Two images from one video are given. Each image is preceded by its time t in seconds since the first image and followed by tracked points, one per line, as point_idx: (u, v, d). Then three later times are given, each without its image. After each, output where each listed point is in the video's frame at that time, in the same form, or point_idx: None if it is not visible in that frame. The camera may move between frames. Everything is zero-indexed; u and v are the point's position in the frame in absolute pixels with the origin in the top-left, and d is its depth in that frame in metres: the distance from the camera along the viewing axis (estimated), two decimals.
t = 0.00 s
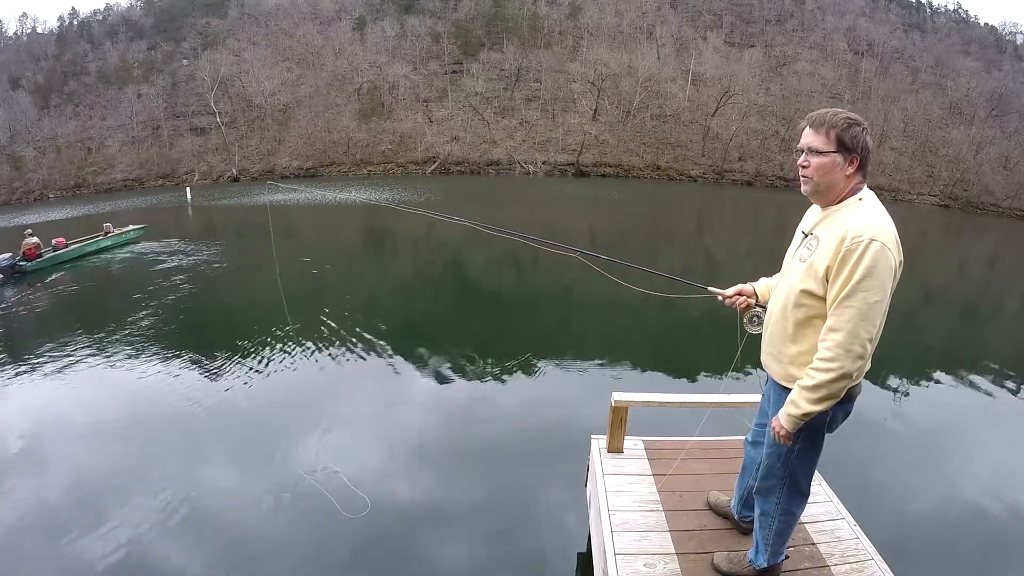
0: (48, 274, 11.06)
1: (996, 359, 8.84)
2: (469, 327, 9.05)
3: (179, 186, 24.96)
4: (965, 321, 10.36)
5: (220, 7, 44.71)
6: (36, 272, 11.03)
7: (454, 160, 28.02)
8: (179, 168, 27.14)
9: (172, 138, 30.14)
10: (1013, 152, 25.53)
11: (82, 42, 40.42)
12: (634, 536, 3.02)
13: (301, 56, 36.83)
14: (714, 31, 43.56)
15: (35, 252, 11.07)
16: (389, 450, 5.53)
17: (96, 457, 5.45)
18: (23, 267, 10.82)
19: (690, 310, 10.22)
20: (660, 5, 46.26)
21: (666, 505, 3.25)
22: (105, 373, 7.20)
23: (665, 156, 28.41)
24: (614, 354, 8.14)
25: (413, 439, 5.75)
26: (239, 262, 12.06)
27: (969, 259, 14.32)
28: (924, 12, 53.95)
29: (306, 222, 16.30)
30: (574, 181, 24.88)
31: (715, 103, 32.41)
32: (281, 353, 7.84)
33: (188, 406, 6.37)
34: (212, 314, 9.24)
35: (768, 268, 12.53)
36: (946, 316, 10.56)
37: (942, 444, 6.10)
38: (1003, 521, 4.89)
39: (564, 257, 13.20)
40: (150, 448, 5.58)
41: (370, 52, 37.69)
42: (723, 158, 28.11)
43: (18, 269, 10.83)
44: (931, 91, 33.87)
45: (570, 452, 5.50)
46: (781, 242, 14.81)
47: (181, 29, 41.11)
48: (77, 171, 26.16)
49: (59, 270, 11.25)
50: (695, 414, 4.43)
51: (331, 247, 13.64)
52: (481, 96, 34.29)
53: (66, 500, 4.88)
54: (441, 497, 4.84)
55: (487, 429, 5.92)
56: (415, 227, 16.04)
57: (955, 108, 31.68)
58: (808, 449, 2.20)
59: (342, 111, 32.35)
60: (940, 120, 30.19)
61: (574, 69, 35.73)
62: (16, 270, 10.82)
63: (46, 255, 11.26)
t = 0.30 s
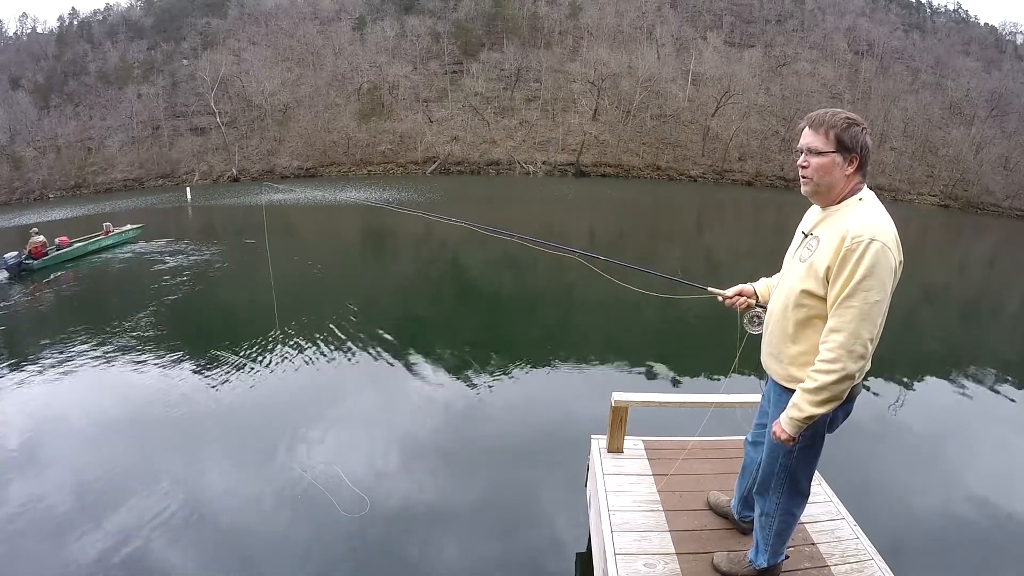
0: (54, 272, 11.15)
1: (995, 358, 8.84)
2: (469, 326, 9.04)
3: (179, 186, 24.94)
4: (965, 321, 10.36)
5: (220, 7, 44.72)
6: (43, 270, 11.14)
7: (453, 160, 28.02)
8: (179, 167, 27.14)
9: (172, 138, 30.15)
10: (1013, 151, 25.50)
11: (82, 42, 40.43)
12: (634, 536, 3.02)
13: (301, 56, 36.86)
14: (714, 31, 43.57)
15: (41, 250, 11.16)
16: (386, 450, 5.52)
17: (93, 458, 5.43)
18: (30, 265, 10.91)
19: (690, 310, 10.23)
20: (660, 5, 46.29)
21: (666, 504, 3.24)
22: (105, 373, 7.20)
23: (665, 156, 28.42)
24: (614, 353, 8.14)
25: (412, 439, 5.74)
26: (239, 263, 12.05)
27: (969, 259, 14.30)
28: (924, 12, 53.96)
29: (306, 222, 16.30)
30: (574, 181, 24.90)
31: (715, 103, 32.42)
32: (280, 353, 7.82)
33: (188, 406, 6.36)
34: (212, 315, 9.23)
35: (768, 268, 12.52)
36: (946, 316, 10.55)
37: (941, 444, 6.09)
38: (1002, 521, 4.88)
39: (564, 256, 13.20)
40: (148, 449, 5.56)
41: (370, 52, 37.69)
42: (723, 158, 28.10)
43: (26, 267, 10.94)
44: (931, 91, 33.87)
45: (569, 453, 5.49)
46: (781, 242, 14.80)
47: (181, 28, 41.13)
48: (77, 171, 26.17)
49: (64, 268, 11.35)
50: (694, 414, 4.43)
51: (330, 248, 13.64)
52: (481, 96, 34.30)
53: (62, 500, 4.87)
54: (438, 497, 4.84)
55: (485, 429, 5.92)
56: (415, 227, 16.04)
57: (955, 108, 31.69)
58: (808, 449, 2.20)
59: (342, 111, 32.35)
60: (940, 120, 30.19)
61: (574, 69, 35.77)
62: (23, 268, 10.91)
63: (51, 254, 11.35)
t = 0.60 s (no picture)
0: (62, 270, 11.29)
1: (995, 358, 8.83)
2: (469, 327, 9.04)
3: (179, 186, 24.94)
4: (965, 321, 10.36)
5: (220, 7, 44.75)
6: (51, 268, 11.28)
7: (453, 160, 28.01)
8: (179, 168, 27.14)
9: (172, 138, 30.14)
10: (1013, 151, 25.48)
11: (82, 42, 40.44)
12: (633, 536, 3.02)
13: (301, 56, 36.90)
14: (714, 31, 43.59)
15: (48, 248, 11.28)
16: (386, 450, 5.52)
17: (93, 458, 5.42)
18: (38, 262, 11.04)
19: (690, 310, 10.22)
20: (660, 6, 46.33)
21: (666, 504, 3.24)
22: (105, 373, 7.19)
23: (665, 156, 28.42)
24: (614, 353, 8.15)
25: (411, 439, 5.74)
26: (239, 262, 12.04)
27: (969, 259, 14.30)
28: (923, 12, 53.98)
29: (306, 222, 16.29)
30: (574, 181, 24.89)
31: (715, 103, 32.43)
32: (279, 354, 7.81)
33: (188, 406, 6.36)
34: (212, 314, 9.22)
35: (768, 268, 12.52)
36: (946, 316, 10.55)
37: (941, 444, 6.09)
38: (1002, 522, 4.88)
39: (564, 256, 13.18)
40: (148, 449, 5.56)
41: (370, 52, 37.75)
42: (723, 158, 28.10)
43: (35, 266, 11.08)
44: (931, 91, 33.87)
45: (568, 453, 5.48)
46: (781, 242, 14.80)
47: (181, 28, 41.14)
48: (77, 171, 26.17)
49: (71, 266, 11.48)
50: (695, 414, 4.42)
51: (330, 248, 13.63)
52: (481, 96, 34.32)
53: (62, 500, 4.87)
54: (438, 497, 4.85)
55: (485, 429, 5.92)
56: (415, 227, 16.03)
57: (955, 108, 31.68)
58: (808, 449, 2.20)
59: (341, 111, 32.38)
60: (940, 120, 30.19)
61: (574, 69, 35.82)
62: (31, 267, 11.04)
63: (57, 252, 11.47)
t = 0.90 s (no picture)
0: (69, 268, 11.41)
1: (995, 359, 8.84)
2: (470, 326, 9.04)
3: (179, 186, 24.94)
4: (965, 321, 10.36)
5: (220, 7, 44.76)
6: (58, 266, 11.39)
7: (453, 160, 28.01)
8: (179, 168, 27.13)
9: (172, 138, 30.14)
10: (1014, 151, 25.48)
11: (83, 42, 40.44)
12: (633, 536, 3.02)
13: (301, 56, 36.91)
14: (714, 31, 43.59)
15: (55, 247, 11.40)
16: (386, 450, 5.52)
17: (92, 458, 5.42)
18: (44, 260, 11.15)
19: (691, 310, 10.22)
20: (660, 6, 46.34)
21: (666, 505, 3.24)
22: (105, 373, 7.19)
23: (665, 156, 28.42)
24: (614, 353, 8.15)
25: (411, 439, 5.74)
26: (240, 262, 12.04)
27: (969, 259, 14.30)
28: (923, 13, 54.00)
29: (306, 222, 16.29)
30: (574, 181, 24.90)
31: (715, 103, 32.43)
32: (280, 354, 7.81)
33: (188, 407, 6.36)
34: (213, 314, 9.22)
35: (768, 268, 12.52)
36: (946, 316, 10.55)
37: (942, 445, 6.09)
38: (1001, 522, 4.87)
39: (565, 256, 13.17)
40: (148, 449, 5.55)
41: (369, 52, 37.77)
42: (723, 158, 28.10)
43: (42, 264, 11.20)
44: (931, 91, 33.86)
45: (568, 454, 5.48)
46: (781, 242, 14.81)
47: (181, 28, 41.14)
48: (77, 171, 26.16)
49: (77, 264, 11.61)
50: (694, 414, 4.43)
51: (330, 248, 13.63)
52: (481, 96, 34.32)
53: (62, 500, 4.87)
54: (437, 497, 4.85)
55: (486, 430, 5.92)
56: (415, 227, 16.02)
57: (956, 107, 31.68)
58: (808, 450, 2.20)
59: (341, 111, 32.38)
60: (940, 120, 30.19)
61: (574, 69, 35.84)
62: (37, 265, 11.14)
63: (63, 250, 11.58)
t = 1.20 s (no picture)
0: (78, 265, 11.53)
1: (995, 358, 8.84)
2: (470, 326, 9.04)
3: (178, 186, 24.93)
4: (965, 321, 10.36)
5: (220, 7, 44.76)
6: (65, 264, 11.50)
7: (453, 160, 28.01)
8: (179, 168, 27.13)
9: (172, 138, 30.14)
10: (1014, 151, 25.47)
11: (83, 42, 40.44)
12: (633, 536, 3.02)
13: (301, 56, 36.92)
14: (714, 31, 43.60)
15: (63, 245, 11.52)
16: (386, 451, 5.52)
17: (91, 458, 5.42)
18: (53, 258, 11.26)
19: (691, 310, 10.23)
20: (660, 6, 46.34)
21: (666, 504, 3.24)
22: (104, 373, 7.18)
23: (665, 156, 28.43)
24: (614, 353, 8.16)
25: (411, 440, 5.74)
26: (240, 262, 12.04)
27: (969, 259, 14.30)
28: (923, 13, 54.01)
29: (306, 222, 16.28)
30: (574, 180, 24.91)
31: (715, 103, 32.44)
32: (280, 353, 7.82)
33: (187, 407, 6.35)
34: (213, 314, 9.22)
35: (768, 268, 12.52)
36: (946, 316, 10.54)
37: (941, 445, 6.08)
38: (1001, 523, 4.87)
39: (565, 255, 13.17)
40: (148, 449, 5.55)
41: (369, 52, 37.79)
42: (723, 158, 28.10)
43: (50, 261, 11.29)
44: (931, 91, 33.86)
45: (568, 454, 5.48)
46: (780, 242, 14.81)
47: (181, 28, 41.14)
48: (77, 171, 26.16)
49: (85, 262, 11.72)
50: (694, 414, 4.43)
51: (330, 248, 13.63)
52: (481, 96, 34.33)
53: (61, 501, 4.87)
54: (436, 497, 4.85)
55: (486, 430, 5.91)
56: (415, 227, 16.01)
57: (955, 107, 31.68)
58: (808, 451, 2.20)
59: (341, 111, 32.39)
60: (940, 120, 30.19)
61: (574, 69, 35.85)
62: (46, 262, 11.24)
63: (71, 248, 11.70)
